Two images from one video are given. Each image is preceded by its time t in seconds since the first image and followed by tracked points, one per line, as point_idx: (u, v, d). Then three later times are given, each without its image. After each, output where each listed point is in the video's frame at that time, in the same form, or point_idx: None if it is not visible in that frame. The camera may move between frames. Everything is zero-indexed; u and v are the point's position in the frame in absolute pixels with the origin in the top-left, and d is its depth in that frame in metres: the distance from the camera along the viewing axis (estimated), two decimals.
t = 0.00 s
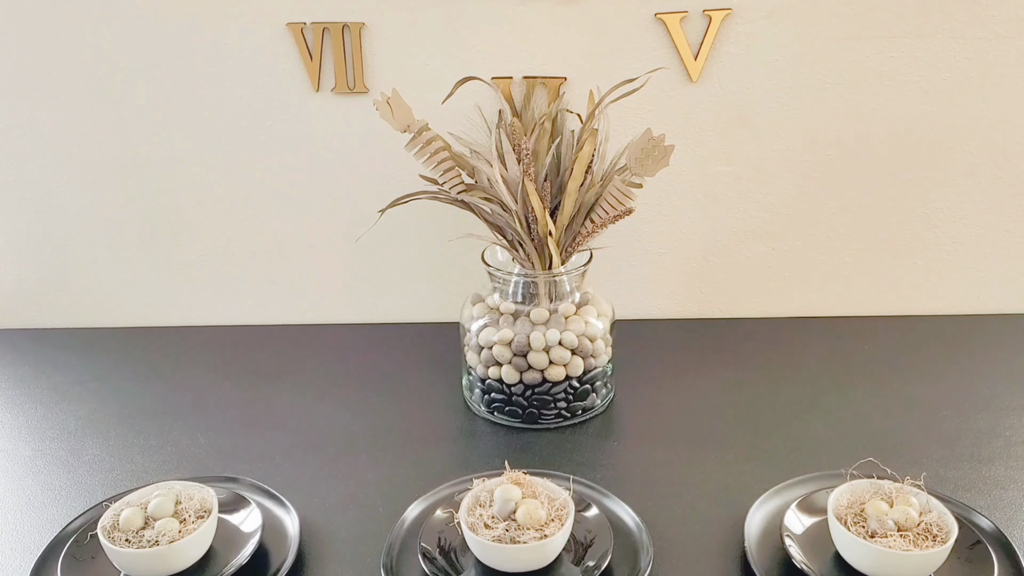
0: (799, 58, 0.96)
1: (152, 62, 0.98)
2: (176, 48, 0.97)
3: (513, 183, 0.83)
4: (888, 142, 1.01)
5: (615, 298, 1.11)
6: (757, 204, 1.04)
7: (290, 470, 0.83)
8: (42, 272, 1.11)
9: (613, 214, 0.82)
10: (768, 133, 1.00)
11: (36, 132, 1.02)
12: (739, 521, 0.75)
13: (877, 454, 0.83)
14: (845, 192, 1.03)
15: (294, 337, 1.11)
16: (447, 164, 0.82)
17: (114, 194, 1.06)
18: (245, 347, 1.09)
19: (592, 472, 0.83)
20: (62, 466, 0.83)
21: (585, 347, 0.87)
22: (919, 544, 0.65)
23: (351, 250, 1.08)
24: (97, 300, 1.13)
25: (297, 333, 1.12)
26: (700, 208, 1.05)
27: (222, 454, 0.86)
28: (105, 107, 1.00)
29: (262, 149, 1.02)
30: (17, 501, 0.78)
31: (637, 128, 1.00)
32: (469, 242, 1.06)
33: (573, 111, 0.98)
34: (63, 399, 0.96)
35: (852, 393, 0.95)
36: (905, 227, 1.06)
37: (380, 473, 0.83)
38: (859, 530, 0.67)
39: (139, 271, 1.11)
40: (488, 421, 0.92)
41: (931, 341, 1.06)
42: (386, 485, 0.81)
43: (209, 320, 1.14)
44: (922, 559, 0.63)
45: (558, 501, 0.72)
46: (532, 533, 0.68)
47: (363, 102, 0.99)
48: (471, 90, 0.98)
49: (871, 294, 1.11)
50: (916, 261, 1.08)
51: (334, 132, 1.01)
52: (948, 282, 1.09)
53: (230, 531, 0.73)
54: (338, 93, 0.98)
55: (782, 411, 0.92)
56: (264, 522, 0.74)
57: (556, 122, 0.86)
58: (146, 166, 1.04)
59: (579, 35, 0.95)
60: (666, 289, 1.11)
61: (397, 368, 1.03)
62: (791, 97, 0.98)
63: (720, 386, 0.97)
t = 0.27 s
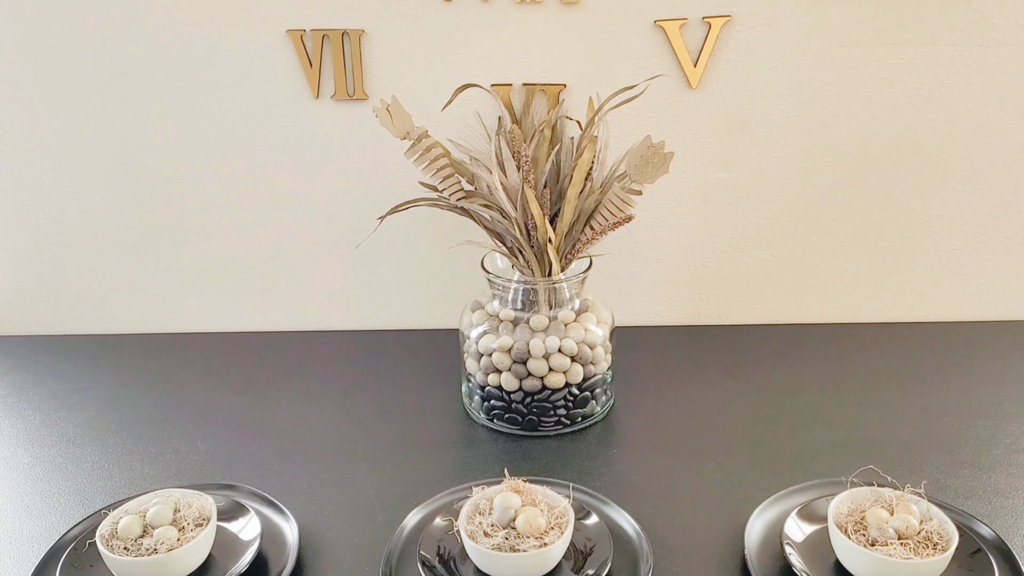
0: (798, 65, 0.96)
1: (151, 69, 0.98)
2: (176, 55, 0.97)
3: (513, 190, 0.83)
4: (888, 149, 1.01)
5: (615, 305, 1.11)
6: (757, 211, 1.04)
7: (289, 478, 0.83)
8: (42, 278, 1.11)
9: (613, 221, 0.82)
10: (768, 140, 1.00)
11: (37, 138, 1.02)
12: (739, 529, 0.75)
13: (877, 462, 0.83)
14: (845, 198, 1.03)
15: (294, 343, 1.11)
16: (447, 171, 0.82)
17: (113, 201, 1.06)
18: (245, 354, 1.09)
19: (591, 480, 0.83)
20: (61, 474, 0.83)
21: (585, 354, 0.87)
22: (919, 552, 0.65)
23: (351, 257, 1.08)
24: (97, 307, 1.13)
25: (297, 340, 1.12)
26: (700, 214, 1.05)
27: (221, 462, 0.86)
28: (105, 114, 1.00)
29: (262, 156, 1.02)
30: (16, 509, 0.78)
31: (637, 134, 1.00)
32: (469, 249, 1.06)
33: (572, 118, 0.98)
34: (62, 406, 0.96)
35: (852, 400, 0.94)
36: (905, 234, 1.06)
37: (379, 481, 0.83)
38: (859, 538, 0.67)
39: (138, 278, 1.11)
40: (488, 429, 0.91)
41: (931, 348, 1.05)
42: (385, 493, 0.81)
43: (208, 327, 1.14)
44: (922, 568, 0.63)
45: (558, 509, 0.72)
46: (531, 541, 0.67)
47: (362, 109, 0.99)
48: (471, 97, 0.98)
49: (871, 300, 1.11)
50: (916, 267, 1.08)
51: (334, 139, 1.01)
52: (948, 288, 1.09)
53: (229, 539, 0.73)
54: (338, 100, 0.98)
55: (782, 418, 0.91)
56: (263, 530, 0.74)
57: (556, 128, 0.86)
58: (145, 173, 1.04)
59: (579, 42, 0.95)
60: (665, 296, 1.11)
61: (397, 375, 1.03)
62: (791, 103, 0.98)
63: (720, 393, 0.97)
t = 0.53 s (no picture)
0: (799, 71, 0.96)
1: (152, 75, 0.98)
2: (177, 62, 0.97)
3: (513, 196, 0.83)
4: (888, 156, 1.01)
5: (616, 311, 1.11)
6: (757, 217, 1.04)
7: (289, 484, 0.83)
8: (43, 284, 1.11)
9: (613, 228, 0.82)
10: (768, 146, 1.00)
11: (38, 145, 1.02)
12: (739, 536, 0.75)
13: (878, 469, 0.83)
14: (845, 204, 1.03)
15: (295, 349, 1.11)
16: (447, 177, 0.82)
17: (114, 207, 1.06)
18: (245, 359, 1.09)
19: (592, 486, 0.83)
20: (61, 480, 0.83)
21: (585, 360, 0.86)
22: (921, 560, 0.64)
23: (352, 262, 1.08)
24: (97, 313, 1.13)
25: (297, 346, 1.12)
26: (700, 220, 1.05)
27: (221, 468, 0.85)
28: (106, 120, 1.01)
29: (262, 162, 1.02)
30: (15, 516, 0.78)
31: (637, 141, 1.00)
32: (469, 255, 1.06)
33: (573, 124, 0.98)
34: (62, 412, 0.96)
35: (853, 406, 0.94)
36: (906, 240, 1.06)
37: (379, 487, 0.83)
38: (860, 546, 0.67)
39: (139, 284, 1.11)
40: (488, 435, 0.91)
41: (932, 354, 1.05)
42: (385, 499, 0.81)
43: (208, 333, 1.14)
44: None
45: (558, 516, 0.72)
46: (531, 548, 0.67)
47: (363, 115, 0.99)
48: (471, 103, 0.98)
49: (872, 307, 1.11)
50: (916, 274, 1.08)
51: (334, 145, 1.01)
52: (949, 295, 1.09)
53: (229, 546, 0.72)
54: (339, 106, 0.98)
55: (783, 425, 0.91)
56: (263, 536, 0.74)
57: (556, 135, 0.86)
58: (146, 179, 1.04)
59: (579, 48, 0.96)
60: (666, 302, 1.11)
61: (397, 381, 1.03)
62: (791, 110, 0.98)
63: (721, 400, 0.97)
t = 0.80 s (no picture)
0: (799, 78, 0.96)
1: (154, 81, 0.98)
2: (178, 68, 0.97)
3: (513, 202, 0.83)
4: (889, 162, 1.01)
5: (616, 318, 1.11)
6: (757, 223, 1.04)
7: (288, 491, 0.83)
8: (43, 291, 1.11)
9: (613, 234, 0.82)
10: (769, 153, 1.00)
11: (39, 151, 1.02)
12: (740, 543, 0.74)
13: (880, 476, 0.83)
14: (846, 211, 1.03)
15: (295, 356, 1.11)
16: (447, 183, 0.82)
17: (115, 213, 1.06)
18: (245, 366, 1.09)
19: (592, 493, 0.82)
20: (60, 487, 0.83)
21: (585, 367, 0.86)
22: (922, 568, 0.64)
23: (352, 268, 1.08)
24: (97, 319, 1.13)
25: (297, 352, 1.12)
26: (701, 226, 1.05)
27: (220, 475, 0.85)
28: (107, 126, 1.01)
29: (263, 168, 1.02)
30: (15, 523, 0.77)
31: (638, 147, 1.00)
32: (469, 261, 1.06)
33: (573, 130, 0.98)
34: (63, 418, 0.96)
35: (854, 413, 0.94)
36: (906, 246, 1.06)
37: (379, 494, 0.82)
38: (862, 554, 0.66)
39: (139, 290, 1.11)
40: (488, 442, 0.91)
41: (933, 361, 1.05)
42: (385, 506, 0.81)
43: (209, 339, 1.14)
44: None
45: (558, 524, 0.72)
46: (532, 556, 0.67)
47: (364, 121, 0.99)
48: (472, 109, 0.98)
49: (873, 313, 1.10)
50: (917, 281, 1.08)
51: (335, 151, 1.01)
52: (949, 301, 1.09)
53: (229, 554, 0.72)
54: (339, 112, 0.98)
55: (783, 432, 0.91)
56: (263, 544, 0.73)
57: (557, 141, 0.86)
58: (147, 185, 1.04)
59: (580, 55, 0.96)
60: (666, 309, 1.10)
61: (397, 387, 1.03)
62: (791, 116, 0.98)
63: (721, 406, 0.97)
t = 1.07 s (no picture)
0: (799, 85, 0.97)
1: (154, 87, 0.98)
2: (179, 74, 0.97)
3: (514, 208, 0.83)
4: (888, 169, 1.01)
5: (615, 324, 1.11)
6: (757, 230, 1.04)
7: (287, 497, 0.83)
8: (42, 296, 1.11)
9: (613, 240, 0.82)
10: (769, 159, 1.00)
11: (39, 156, 1.02)
12: (740, 551, 0.74)
13: (880, 483, 0.83)
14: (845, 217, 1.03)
15: (294, 361, 1.11)
16: (447, 190, 0.82)
17: (114, 218, 1.06)
18: (244, 371, 1.08)
19: (591, 500, 0.82)
20: (59, 493, 0.83)
21: (585, 373, 0.86)
22: None
23: (351, 274, 1.08)
24: (96, 324, 1.13)
25: (296, 358, 1.12)
26: (700, 233, 1.05)
27: (219, 481, 0.85)
28: (107, 131, 1.01)
29: (263, 173, 1.02)
30: (13, 529, 0.77)
31: (637, 153, 1.00)
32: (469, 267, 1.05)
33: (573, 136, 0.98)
34: (61, 424, 0.95)
35: (853, 420, 0.94)
36: (906, 253, 1.06)
37: (378, 501, 0.82)
38: (862, 562, 0.66)
39: (138, 295, 1.11)
40: (488, 448, 0.91)
41: (932, 368, 1.05)
42: (384, 513, 0.80)
43: (208, 344, 1.14)
44: None
45: (558, 531, 0.71)
46: (531, 563, 0.67)
47: (363, 127, 0.99)
48: (472, 116, 0.98)
49: (872, 320, 1.10)
50: (916, 287, 1.08)
51: (335, 156, 1.01)
52: (948, 308, 1.09)
53: (227, 561, 0.72)
54: (339, 118, 0.98)
55: (783, 438, 0.91)
56: (261, 551, 0.73)
57: (557, 147, 0.86)
58: (146, 190, 1.04)
59: (580, 61, 0.96)
60: (666, 315, 1.10)
61: (397, 393, 1.03)
62: (791, 123, 0.98)
63: (721, 413, 0.97)
